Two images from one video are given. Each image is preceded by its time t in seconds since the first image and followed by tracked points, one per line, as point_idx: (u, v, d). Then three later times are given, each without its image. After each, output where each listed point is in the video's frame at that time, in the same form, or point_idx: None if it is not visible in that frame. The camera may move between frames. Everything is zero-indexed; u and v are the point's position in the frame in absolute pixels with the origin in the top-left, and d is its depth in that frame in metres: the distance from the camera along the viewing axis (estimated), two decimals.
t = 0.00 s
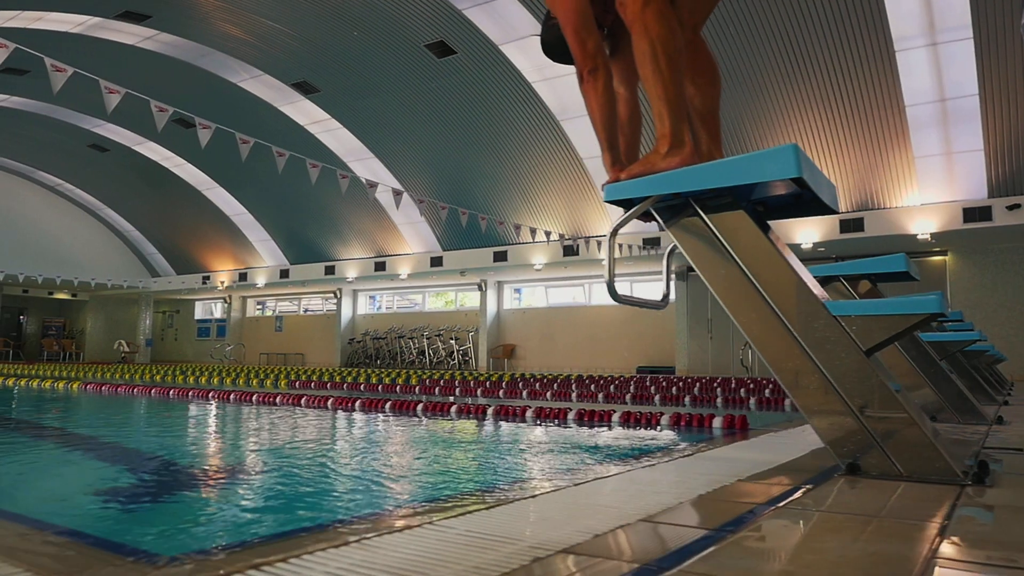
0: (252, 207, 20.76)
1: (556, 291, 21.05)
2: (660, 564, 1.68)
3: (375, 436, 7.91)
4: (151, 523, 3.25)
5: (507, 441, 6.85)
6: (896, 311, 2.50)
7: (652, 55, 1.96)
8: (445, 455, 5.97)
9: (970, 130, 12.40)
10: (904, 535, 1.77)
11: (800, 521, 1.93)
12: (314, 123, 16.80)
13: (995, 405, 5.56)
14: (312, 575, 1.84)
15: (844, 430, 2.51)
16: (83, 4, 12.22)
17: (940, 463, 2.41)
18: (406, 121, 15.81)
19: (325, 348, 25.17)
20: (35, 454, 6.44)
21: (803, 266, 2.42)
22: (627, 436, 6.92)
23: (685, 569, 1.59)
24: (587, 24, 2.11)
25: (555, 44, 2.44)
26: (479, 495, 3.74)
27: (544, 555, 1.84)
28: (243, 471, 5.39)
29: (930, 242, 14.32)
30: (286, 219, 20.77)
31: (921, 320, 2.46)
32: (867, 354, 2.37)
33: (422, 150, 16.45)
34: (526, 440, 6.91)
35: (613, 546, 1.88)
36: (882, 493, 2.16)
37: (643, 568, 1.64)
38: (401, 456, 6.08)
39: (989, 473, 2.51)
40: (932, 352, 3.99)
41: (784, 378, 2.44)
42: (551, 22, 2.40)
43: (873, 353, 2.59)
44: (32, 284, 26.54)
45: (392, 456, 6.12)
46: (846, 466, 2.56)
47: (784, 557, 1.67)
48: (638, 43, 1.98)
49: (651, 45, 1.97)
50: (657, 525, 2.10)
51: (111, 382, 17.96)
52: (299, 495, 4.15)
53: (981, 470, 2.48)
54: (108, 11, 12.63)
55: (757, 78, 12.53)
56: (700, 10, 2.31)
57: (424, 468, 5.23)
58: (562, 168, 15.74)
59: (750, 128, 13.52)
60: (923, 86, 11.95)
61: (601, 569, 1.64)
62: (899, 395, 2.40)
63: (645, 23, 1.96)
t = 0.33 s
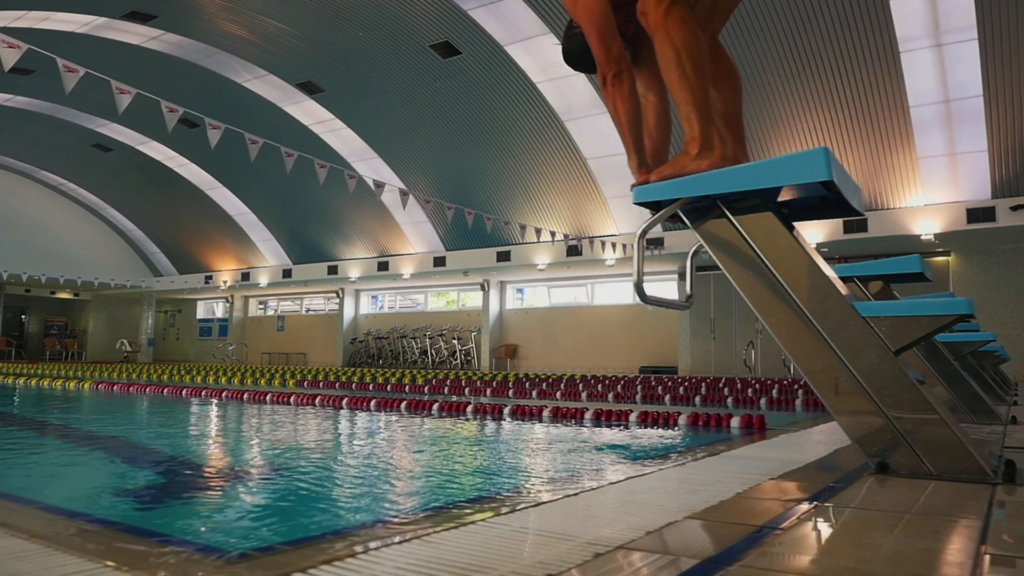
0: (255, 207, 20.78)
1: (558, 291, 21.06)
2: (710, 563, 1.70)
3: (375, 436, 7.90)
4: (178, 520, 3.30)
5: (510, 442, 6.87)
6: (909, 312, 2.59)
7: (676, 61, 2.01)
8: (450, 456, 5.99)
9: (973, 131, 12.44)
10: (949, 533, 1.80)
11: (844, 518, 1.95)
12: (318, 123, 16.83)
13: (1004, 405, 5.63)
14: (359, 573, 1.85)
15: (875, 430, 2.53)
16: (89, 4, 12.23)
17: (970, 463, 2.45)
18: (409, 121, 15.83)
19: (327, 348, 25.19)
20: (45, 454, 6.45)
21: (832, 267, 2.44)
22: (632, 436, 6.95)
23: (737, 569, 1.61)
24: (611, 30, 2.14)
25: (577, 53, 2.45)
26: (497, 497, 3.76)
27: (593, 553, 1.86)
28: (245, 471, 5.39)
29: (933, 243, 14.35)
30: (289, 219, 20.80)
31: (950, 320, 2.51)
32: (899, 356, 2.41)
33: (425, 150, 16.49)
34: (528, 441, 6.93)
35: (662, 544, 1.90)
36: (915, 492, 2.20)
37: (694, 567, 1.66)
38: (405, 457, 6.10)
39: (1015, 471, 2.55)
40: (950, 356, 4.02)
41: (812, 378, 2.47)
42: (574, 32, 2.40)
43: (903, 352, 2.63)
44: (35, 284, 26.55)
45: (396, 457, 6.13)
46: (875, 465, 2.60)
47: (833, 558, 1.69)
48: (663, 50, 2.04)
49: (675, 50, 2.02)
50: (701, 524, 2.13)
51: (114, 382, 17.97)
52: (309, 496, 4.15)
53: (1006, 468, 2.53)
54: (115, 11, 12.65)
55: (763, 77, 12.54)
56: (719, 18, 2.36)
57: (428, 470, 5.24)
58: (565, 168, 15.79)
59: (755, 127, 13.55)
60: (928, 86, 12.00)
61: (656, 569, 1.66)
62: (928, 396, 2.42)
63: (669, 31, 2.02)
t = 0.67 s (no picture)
0: (257, 206, 20.80)
1: (561, 291, 21.07)
2: (766, 564, 1.72)
3: (375, 436, 7.90)
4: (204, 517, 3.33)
5: (510, 444, 6.88)
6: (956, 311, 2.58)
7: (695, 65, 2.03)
8: (449, 458, 6.01)
9: (976, 132, 12.47)
10: (992, 532, 1.82)
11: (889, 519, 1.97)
12: (322, 123, 16.86)
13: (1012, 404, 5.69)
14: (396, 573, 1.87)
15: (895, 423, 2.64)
16: (94, 4, 12.25)
17: (998, 461, 2.60)
18: (413, 121, 15.85)
19: (329, 347, 25.22)
20: (55, 453, 6.48)
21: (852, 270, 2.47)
22: (633, 438, 6.97)
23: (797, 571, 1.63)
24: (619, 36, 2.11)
25: (584, 66, 2.40)
26: (506, 500, 3.77)
27: (646, 552, 1.89)
28: (247, 471, 5.40)
29: (936, 243, 14.39)
30: (292, 218, 20.82)
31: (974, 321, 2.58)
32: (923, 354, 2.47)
33: (427, 150, 16.53)
34: (526, 442, 6.94)
35: (715, 544, 1.92)
36: (947, 492, 2.25)
37: (754, 568, 1.68)
38: (406, 458, 6.11)
39: None
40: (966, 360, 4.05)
41: (839, 379, 2.54)
42: (581, 43, 2.37)
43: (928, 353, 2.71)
44: (37, 283, 26.57)
45: (398, 458, 6.14)
46: (903, 463, 2.75)
47: (890, 557, 1.72)
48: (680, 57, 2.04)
49: (693, 59, 2.04)
50: (751, 523, 2.15)
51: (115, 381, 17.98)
52: (311, 496, 4.17)
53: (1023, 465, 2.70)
54: (120, 11, 12.66)
55: (766, 78, 12.56)
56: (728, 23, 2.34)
57: (428, 472, 5.27)
58: (567, 169, 15.83)
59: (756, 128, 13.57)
60: (931, 87, 12.03)
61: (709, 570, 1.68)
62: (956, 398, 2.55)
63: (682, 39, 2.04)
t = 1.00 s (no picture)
0: (260, 206, 20.82)
1: (563, 291, 21.08)
2: (805, 563, 1.75)
3: (378, 437, 7.91)
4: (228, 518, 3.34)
5: (514, 447, 6.89)
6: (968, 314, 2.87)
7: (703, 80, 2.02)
8: (450, 460, 6.02)
9: (980, 132, 12.50)
10: None
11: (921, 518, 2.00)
12: (325, 123, 16.88)
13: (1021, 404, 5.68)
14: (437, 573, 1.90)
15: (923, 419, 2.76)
16: (100, 4, 12.27)
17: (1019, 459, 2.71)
18: (416, 121, 15.87)
19: (331, 347, 25.24)
20: (66, 452, 6.51)
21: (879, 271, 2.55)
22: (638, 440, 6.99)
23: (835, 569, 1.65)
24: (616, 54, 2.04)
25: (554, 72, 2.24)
26: (525, 503, 3.81)
27: (688, 552, 1.91)
28: (252, 471, 5.41)
29: (939, 243, 14.42)
30: (295, 218, 20.85)
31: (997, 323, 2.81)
32: (948, 354, 2.57)
33: (430, 151, 16.57)
34: (530, 446, 6.95)
35: (756, 545, 1.95)
36: (973, 491, 2.32)
37: (796, 566, 1.71)
38: (409, 459, 6.12)
39: None
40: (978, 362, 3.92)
41: (863, 376, 2.59)
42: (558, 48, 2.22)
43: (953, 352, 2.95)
44: (39, 282, 26.59)
45: (400, 459, 6.16)
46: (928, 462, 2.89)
47: (925, 550, 1.75)
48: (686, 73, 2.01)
49: (698, 72, 2.01)
50: (788, 526, 2.17)
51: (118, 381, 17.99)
52: (310, 496, 4.19)
53: None
54: (124, 11, 12.69)
55: (769, 78, 12.55)
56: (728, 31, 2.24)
57: (428, 474, 5.29)
58: (570, 169, 15.85)
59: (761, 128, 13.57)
60: (935, 86, 12.02)
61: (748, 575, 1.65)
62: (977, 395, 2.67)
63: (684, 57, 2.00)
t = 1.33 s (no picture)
0: (263, 206, 20.85)
1: (565, 291, 21.11)
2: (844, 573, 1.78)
3: (379, 436, 7.91)
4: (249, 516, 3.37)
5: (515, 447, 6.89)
6: (984, 313, 2.93)
7: (692, 96, 1.62)
8: (451, 461, 6.04)
9: (982, 132, 12.53)
10: None
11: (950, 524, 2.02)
12: (328, 123, 16.89)
13: None
14: (486, 575, 1.92)
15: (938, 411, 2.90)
16: (104, 5, 12.29)
17: None
18: (420, 122, 15.90)
19: (333, 346, 25.25)
20: (77, 452, 6.56)
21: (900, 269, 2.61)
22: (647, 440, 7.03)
23: (874, 568, 1.69)
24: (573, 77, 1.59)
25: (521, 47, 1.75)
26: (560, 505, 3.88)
27: (725, 555, 1.95)
28: (256, 471, 5.43)
29: (942, 243, 14.45)
30: (298, 218, 20.88)
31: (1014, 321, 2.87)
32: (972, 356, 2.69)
33: (433, 152, 16.61)
34: (532, 446, 6.95)
35: (790, 549, 1.99)
36: (997, 490, 2.41)
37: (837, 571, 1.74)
38: (409, 460, 6.14)
39: None
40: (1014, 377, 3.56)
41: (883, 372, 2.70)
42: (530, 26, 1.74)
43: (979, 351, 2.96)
44: (41, 282, 26.61)
45: (401, 459, 6.20)
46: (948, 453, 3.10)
47: (948, 545, 1.80)
48: (670, 95, 1.61)
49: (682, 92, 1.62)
50: (813, 531, 2.22)
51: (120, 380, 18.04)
52: (315, 499, 4.22)
53: None
54: (128, 12, 12.72)
55: (773, 81, 12.54)
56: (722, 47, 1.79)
57: (430, 475, 5.32)
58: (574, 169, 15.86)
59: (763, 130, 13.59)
60: (938, 87, 12.05)
61: None
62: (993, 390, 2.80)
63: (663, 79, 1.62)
